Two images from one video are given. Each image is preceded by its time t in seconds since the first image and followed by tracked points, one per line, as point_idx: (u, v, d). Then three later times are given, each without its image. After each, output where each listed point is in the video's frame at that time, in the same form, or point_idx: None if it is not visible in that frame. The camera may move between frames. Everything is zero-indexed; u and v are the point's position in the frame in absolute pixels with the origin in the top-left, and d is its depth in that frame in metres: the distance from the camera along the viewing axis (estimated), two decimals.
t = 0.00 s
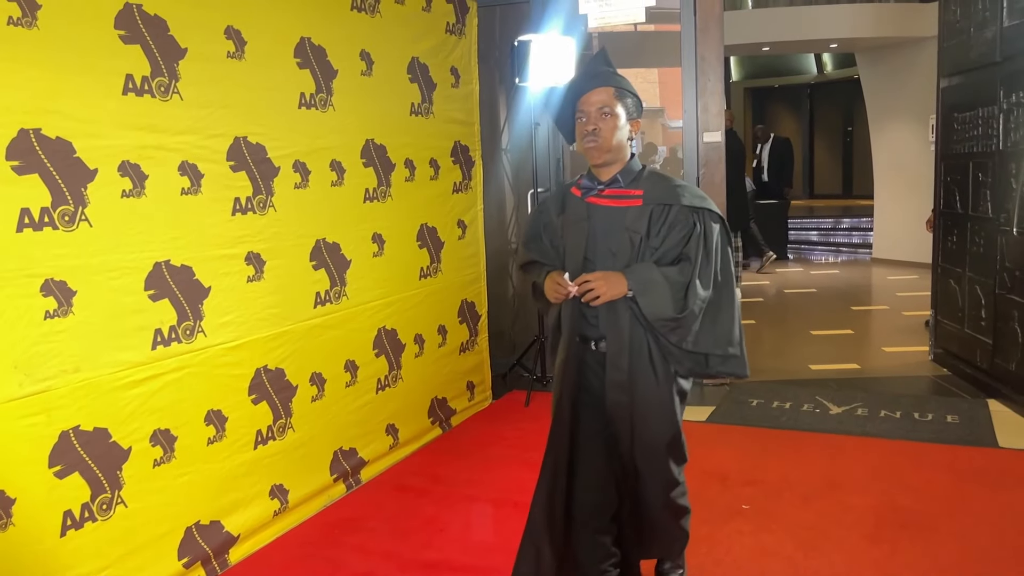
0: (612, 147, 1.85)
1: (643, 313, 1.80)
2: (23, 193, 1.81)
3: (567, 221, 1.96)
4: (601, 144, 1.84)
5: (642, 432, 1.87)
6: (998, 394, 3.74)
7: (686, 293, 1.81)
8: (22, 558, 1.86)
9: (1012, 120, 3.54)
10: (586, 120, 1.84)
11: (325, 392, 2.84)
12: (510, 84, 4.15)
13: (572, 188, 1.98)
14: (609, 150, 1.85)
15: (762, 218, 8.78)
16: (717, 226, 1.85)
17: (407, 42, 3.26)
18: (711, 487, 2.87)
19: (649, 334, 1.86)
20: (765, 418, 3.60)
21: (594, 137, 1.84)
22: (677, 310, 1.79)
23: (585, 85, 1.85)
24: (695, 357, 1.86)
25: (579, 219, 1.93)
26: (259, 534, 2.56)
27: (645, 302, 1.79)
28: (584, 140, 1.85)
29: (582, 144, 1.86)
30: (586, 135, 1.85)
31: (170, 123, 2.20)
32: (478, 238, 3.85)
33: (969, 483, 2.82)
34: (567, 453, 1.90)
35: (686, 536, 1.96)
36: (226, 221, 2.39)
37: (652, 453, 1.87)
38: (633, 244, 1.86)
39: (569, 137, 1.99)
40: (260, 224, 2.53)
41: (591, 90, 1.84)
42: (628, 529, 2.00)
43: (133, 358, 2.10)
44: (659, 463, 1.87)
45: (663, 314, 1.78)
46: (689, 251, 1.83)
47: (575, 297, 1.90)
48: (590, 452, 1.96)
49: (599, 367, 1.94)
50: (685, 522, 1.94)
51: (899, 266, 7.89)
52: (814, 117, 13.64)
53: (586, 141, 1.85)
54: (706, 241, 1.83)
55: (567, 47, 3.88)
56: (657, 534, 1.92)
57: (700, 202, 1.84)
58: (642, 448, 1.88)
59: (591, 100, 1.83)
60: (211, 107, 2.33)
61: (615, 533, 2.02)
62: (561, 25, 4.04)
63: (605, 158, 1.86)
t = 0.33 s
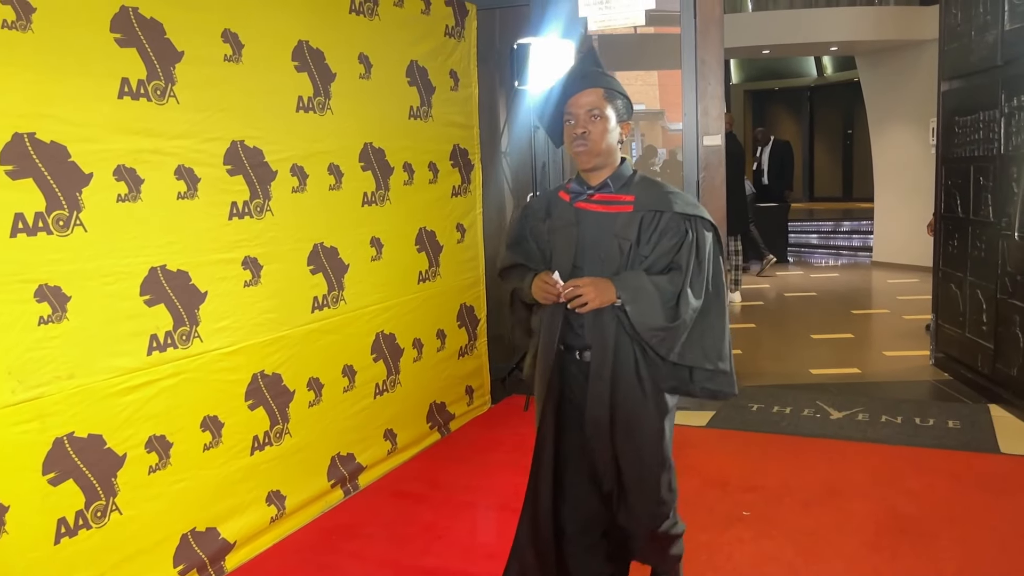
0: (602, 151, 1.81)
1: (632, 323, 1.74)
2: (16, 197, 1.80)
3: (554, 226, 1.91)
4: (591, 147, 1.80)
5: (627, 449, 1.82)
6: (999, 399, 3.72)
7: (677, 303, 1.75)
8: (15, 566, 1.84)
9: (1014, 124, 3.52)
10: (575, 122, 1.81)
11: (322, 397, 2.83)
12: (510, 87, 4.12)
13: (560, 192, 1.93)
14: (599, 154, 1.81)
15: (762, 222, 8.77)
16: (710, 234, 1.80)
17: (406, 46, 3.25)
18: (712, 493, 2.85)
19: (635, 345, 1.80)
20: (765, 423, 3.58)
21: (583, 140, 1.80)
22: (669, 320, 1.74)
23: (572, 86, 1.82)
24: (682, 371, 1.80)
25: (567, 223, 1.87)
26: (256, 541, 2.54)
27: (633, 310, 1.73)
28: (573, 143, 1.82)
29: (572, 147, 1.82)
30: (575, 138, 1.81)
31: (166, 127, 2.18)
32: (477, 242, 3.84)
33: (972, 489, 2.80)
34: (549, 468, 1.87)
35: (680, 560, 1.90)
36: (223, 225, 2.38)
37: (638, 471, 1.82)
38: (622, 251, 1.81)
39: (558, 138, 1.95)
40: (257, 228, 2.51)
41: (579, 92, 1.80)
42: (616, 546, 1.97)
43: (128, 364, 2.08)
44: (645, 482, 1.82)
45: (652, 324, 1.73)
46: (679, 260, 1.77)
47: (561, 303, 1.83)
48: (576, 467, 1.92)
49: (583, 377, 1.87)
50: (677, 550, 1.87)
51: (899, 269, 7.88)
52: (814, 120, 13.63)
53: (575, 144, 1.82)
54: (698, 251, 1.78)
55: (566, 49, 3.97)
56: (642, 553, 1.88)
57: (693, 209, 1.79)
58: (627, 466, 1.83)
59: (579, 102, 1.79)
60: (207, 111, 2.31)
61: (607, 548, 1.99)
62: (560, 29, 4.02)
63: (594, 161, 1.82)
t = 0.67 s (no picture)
0: (592, 154, 1.77)
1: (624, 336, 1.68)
2: (8, 202, 1.77)
3: (542, 230, 1.86)
4: (581, 150, 1.76)
5: (615, 463, 1.79)
6: (1000, 405, 3.70)
7: (670, 315, 1.70)
8: None
9: (1014, 128, 3.51)
10: (565, 124, 1.76)
11: (319, 402, 2.81)
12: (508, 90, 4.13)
13: (548, 194, 1.88)
14: (589, 157, 1.76)
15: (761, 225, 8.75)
16: (702, 243, 1.75)
17: (404, 49, 3.23)
18: (711, 500, 2.83)
19: (625, 358, 1.77)
20: (765, 428, 3.56)
21: (573, 143, 1.75)
22: (663, 334, 1.68)
23: (561, 86, 1.77)
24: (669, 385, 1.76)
25: (556, 228, 1.83)
26: (251, 548, 2.52)
27: (626, 320, 1.67)
28: (563, 145, 1.77)
29: (561, 150, 1.78)
30: (564, 141, 1.76)
31: (161, 131, 2.16)
32: (476, 246, 3.82)
33: (973, 496, 2.78)
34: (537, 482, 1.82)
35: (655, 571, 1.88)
36: (219, 229, 2.36)
37: (626, 485, 1.79)
38: (613, 259, 1.76)
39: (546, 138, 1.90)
40: (253, 232, 2.49)
41: (569, 93, 1.75)
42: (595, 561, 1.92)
43: (122, 370, 2.06)
44: (631, 495, 1.80)
45: (646, 337, 1.67)
46: (672, 269, 1.72)
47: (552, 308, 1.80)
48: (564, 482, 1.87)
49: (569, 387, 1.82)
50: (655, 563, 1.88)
51: (899, 273, 7.86)
52: (813, 123, 13.63)
53: (565, 146, 1.77)
54: (691, 261, 1.73)
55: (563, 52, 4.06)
56: (627, 568, 1.85)
57: (686, 218, 1.74)
58: (614, 480, 1.79)
59: (569, 103, 1.75)
60: (203, 115, 2.29)
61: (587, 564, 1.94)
62: (558, 32, 4.04)
63: (584, 165, 1.77)
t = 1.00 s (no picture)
0: (582, 158, 1.65)
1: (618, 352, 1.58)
2: None
3: (528, 235, 1.75)
4: (570, 154, 1.65)
5: (593, 475, 1.69)
6: (1001, 410, 3.68)
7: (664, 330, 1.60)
8: None
9: (1016, 132, 3.49)
10: (554, 126, 1.66)
11: (315, 408, 2.78)
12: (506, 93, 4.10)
13: (535, 198, 1.77)
14: (579, 161, 1.65)
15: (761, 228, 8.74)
16: (695, 254, 1.65)
17: (402, 52, 3.21)
18: (711, 507, 2.81)
19: (612, 374, 1.68)
20: (765, 434, 3.53)
21: (562, 146, 1.65)
22: (656, 352, 1.57)
23: (551, 86, 1.67)
24: (659, 399, 1.67)
25: (542, 234, 1.72)
26: (245, 556, 2.49)
27: (619, 336, 1.56)
28: (551, 148, 1.66)
29: (550, 153, 1.67)
30: (553, 144, 1.65)
31: (155, 134, 2.14)
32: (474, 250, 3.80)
33: (976, 504, 2.76)
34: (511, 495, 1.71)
35: None
36: (214, 234, 2.33)
37: (602, 506, 1.69)
38: (603, 268, 1.66)
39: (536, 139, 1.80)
40: (248, 237, 2.46)
41: (559, 93, 1.65)
42: None
43: (114, 377, 2.03)
44: (609, 512, 1.70)
45: (641, 353, 1.56)
46: (664, 281, 1.61)
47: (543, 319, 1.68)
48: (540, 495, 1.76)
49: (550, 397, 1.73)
50: None
51: (898, 276, 7.85)
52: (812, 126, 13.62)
53: (553, 150, 1.66)
54: (685, 272, 1.63)
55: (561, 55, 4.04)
56: None
57: (678, 226, 1.65)
58: (588, 499, 1.70)
59: (558, 104, 1.64)
60: (198, 118, 2.26)
61: None
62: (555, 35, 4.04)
63: (574, 169, 1.66)
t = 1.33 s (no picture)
0: (573, 165, 1.52)
1: (609, 374, 1.42)
2: None
3: (511, 246, 1.60)
4: (560, 160, 1.52)
5: (577, 491, 1.54)
6: (1004, 416, 3.66)
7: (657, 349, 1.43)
8: None
9: (1019, 134, 3.47)
10: (543, 130, 1.52)
11: (312, 414, 2.75)
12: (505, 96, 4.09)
13: (520, 206, 1.63)
14: (569, 168, 1.52)
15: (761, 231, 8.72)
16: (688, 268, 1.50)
17: (400, 54, 3.19)
18: (712, 514, 2.78)
19: (601, 392, 1.52)
20: (765, 439, 3.51)
21: (551, 151, 1.52)
22: (649, 373, 1.40)
23: (541, 87, 1.54)
24: (656, 416, 1.51)
25: (526, 247, 1.57)
26: (240, 564, 2.46)
27: (613, 356, 1.39)
28: (539, 155, 1.53)
29: (537, 159, 1.53)
30: (542, 149, 1.52)
31: (150, 138, 2.11)
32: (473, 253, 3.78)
33: (980, 510, 2.73)
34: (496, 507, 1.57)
35: None
36: (209, 239, 2.30)
37: (585, 522, 1.54)
38: (592, 283, 1.51)
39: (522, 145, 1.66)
40: (244, 241, 2.44)
41: (550, 95, 1.52)
42: None
43: (108, 385, 2.00)
44: (593, 531, 1.55)
45: (633, 375, 1.40)
46: (656, 295, 1.44)
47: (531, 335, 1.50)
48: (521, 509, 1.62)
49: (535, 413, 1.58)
50: None
51: (899, 280, 7.83)
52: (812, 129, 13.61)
53: (542, 155, 1.53)
54: (677, 287, 1.46)
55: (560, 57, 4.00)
56: None
57: (671, 236, 1.49)
58: (572, 513, 1.55)
59: (549, 107, 1.51)
60: (193, 122, 2.24)
61: None
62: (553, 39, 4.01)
63: (563, 177, 1.53)
